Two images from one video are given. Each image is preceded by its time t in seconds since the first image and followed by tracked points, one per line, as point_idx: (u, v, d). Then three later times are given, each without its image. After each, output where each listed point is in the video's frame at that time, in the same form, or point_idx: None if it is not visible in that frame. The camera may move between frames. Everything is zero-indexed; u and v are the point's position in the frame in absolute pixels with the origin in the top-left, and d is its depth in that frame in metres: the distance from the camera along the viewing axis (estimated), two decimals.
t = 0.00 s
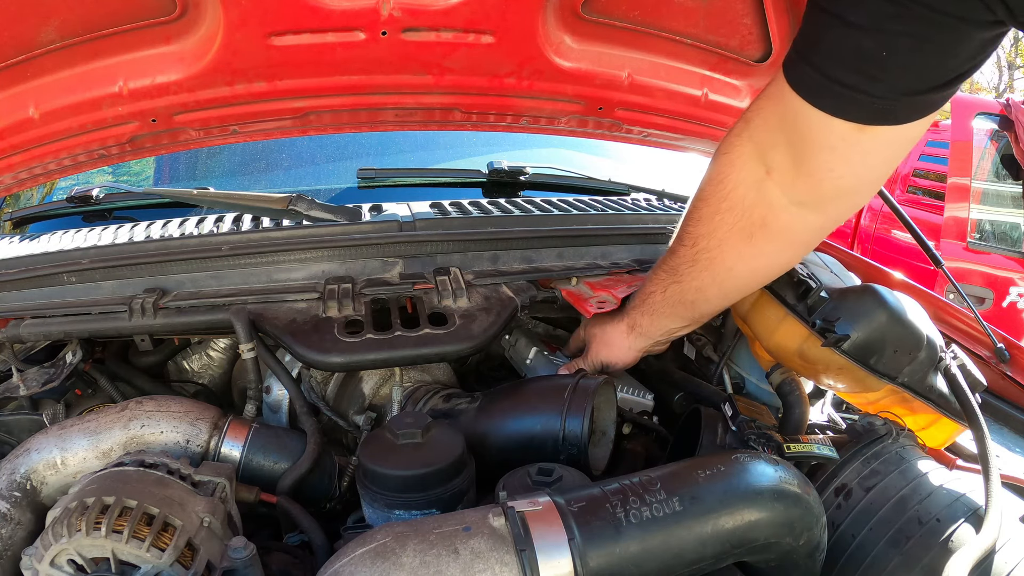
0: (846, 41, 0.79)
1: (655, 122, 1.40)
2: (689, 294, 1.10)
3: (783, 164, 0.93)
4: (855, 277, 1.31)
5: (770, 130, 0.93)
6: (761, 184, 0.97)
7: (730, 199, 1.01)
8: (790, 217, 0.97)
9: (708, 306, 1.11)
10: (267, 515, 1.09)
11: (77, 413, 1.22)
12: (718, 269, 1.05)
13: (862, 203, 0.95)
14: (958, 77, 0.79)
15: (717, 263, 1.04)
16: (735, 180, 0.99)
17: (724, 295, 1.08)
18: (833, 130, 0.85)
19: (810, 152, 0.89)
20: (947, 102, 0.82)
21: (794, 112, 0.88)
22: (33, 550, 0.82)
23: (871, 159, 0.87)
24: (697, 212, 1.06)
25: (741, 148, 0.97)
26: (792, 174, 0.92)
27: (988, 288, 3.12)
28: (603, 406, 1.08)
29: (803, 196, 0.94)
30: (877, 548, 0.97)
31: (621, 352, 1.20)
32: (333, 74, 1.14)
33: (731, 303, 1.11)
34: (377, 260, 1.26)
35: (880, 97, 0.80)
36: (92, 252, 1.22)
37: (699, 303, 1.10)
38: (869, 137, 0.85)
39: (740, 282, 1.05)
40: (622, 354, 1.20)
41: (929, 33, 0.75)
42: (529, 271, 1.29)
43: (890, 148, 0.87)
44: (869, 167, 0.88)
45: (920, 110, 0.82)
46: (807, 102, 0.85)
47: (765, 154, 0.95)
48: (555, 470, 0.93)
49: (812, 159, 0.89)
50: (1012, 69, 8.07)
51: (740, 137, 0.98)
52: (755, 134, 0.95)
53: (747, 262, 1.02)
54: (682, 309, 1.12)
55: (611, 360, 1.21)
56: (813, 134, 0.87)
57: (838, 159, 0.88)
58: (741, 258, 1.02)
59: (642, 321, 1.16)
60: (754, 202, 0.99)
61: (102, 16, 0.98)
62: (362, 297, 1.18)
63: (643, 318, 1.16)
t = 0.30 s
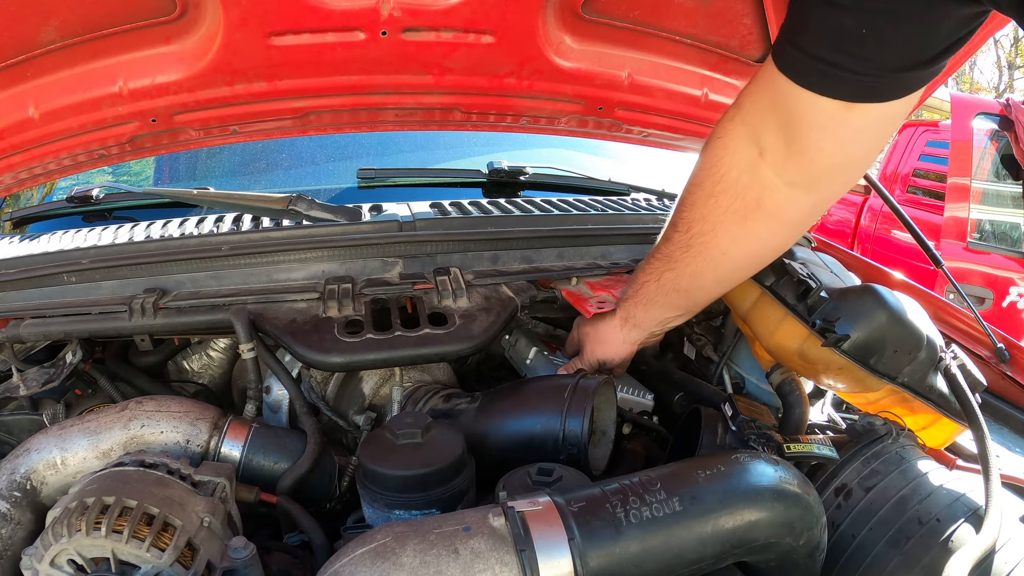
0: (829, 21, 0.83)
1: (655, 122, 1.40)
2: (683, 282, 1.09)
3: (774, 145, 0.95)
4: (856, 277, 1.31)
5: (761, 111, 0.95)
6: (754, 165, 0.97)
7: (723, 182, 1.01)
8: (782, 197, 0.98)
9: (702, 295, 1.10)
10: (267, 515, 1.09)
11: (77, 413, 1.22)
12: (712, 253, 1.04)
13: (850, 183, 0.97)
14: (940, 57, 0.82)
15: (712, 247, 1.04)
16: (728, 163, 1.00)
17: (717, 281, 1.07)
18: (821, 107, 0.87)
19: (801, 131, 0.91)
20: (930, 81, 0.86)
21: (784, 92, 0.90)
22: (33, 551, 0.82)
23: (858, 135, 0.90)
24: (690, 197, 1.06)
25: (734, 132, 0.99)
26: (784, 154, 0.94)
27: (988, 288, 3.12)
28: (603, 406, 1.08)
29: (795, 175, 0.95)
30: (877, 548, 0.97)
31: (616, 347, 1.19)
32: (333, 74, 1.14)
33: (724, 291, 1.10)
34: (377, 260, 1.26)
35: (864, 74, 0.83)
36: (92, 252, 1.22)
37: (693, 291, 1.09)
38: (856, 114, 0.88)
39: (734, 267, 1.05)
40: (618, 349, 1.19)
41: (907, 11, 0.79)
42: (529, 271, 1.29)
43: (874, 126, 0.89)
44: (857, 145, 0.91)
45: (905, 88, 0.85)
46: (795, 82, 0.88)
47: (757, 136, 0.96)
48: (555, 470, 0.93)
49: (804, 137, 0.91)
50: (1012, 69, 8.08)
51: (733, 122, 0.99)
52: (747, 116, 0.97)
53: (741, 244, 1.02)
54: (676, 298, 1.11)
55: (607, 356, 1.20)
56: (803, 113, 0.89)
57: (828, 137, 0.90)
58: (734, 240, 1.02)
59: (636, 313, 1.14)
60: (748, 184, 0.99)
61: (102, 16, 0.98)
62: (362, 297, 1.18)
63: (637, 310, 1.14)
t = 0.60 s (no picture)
0: (806, 19, 0.83)
1: (655, 122, 1.40)
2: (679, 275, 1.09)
3: (766, 136, 0.95)
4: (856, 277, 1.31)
5: (750, 103, 0.95)
6: (746, 157, 0.97)
7: (718, 174, 1.01)
8: (775, 187, 0.98)
9: (698, 287, 1.10)
10: (267, 515, 1.09)
11: (77, 413, 1.22)
12: (707, 245, 1.04)
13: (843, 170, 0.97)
14: (917, 47, 0.83)
15: (707, 239, 1.04)
16: (722, 155, 1.00)
17: (713, 272, 1.07)
18: (807, 99, 0.87)
19: (790, 122, 0.91)
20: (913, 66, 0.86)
21: (771, 85, 0.90)
22: (33, 550, 0.82)
23: (847, 123, 0.90)
24: (686, 191, 1.06)
25: (727, 124, 0.99)
26: (775, 145, 0.94)
27: (988, 288, 3.13)
28: (603, 406, 1.08)
29: (787, 165, 0.95)
30: (877, 548, 0.97)
31: (614, 345, 1.19)
32: (333, 74, 1.14)
33: (721, 282, 1.10)
34: (377, 260, 1.26)
35: (844, 67, 0.83)
36: (92, 252, 1.22)
37: (689, 283, 1.10)
38: (843, 104, 0.87)
39: (730, 258, 1.05)
40: (617, 347, 1.19)
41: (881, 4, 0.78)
42: (529, 271, 1.29)
43: (861, 113, 0.89)
44: (846, 131, 0.91)
45: (887, 79, 0.85)
46: (781, 76, 0.88)
47: (750, 128, 0.96)
48: (555, 470, 0.93)
49: (793, 128, 0.91)
50: (1012, 69, 8.09)
51: (726, 114, 0.99)
52: (738, 108, 0.97)
53: (736, 235, 1.02)
54: (672, 291, 1.11)
55: (607, 354, 1.20)
56: (791, 105, 0.89)
57: (817, 126, 0.90)
58: (729, 232, 1.02)
59: (634, 309, 1.14)
60: (742, 176, 0.99)
61: (102, 16, 0.98)
62: (362, 297, 1.18)
63: (634, 306, 1.14)
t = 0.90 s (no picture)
0: (795, 16, 0.82)
1: (656, 122, 1.40)
2: (675, 274, 1.09)
3: (754, 132, 0.93)
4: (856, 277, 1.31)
5: (737, 100, 0.94)
6: (737, 155, 0.96)
7: (709, 172, 1.01)
8: (766, 182, 0.97)
9: (695, 286, 1.10)
10: (267, 515, 1.09)
11: (77, 413, 1.22)
12: (702, 243, 1.04)
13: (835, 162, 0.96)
14: (900, 31, 0.81)
15: (700, 237, 1.04)
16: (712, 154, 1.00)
17: (709, 270, 1.07)
18: (790, 91, 0.86)
19: (777, 115, 0.89)
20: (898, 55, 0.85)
21: (756, 80, 0.89)
22: (33, 550, 0.82)
23: (833, 114, 0.88)
24: (680, 190, 1.06)
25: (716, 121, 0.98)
26: (764, 141, 0.93)
27: (988, 288, 3.12)
28: (603, 406, 1.07)
29: (776, 160, 0.94)
30: (877, 547, 0.97)
31: (615, 345, 1.19)
32: (333, 74, 1.14)
33: (719, 280, 1.10)
34: (377, 260, 1.26)
35: (826, 56, 0.82)
36: (92, 252, 1.22)
37: (685, 282, 1.09)
38: (827, 93, 0.86)
39: (725, 255, 1.05)
40: (618, 347, 1.19)
41: None
42: (529, 271, 1.29)
43: (847, 102, 0.88)
44: (834, 121, 0.89)
45: (870, 67, 0.84)
46: (764, 68, 0.87)
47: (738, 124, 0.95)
48: (555, 470, 0.93)
49: (780, 122, 0.89)
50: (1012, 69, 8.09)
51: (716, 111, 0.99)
52: (725, 106, 0.96)
53: (729, 232, 1.02)
54: (671, 290, 1.11)
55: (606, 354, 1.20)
56: (776, 99, 0.88)
57: (803, 118, 0.88)
58: (723, 229, 1.02)
59: (633, 310, 1.15)
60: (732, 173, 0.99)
61: (102, 16, 0.98)
62: (362, 297, 1.18)
63: (634, 306, 1.14)
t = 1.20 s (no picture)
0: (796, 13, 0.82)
1: (656, 122, 1.40)
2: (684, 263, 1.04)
3: (754, 102, 0.91)
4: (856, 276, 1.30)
5: (742, 76, 0.94)
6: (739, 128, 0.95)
7: (719, 152, 0.99)
8: (768, 155, 0.92)
9: (708, 278, 1.03)
10: (267, 515, 1.09)
11: (77, 413, 1.22)
12: (707, 224, 1.00)
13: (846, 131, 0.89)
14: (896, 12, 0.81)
15: (707, 218, 1.00)
16: (722, 134, 0.98)
17: (718, 255, 1.01)
18: (781, 48, 0.84)
19: (772, 78, 0.87)
20: (903, 19, 0.81)
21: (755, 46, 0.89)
22: (33, 550, 0.82)
23: (830, 75, 0.84)
24: (698, 179, 1.04)
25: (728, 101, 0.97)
26: (761, 109, 0.90)
27: (988, 288, 3.15)
28: (603, 405, 1.07)
29: (774, 128, 0.90)
30: (877, 547, 0.97)
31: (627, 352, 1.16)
32: (333, 74, 1.14)
33: (731, 273, 1.02)
34: (377, 260, 1.26)
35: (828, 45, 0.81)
36: (92, 252, 1.22)
37: (696, 272, 1.03)
38: (820, 51, 0.82)
39: (732, 238, 0.98)
40: (626, 348, 1.16)
41: None
42: (529, 271, 1.29)
43: (846, 63, 0.83)
44: (833, 85, 0.85)
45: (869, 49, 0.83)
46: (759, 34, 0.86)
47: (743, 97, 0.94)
48: (555, 470, 0.93)
49: (773, 84, 0.87)
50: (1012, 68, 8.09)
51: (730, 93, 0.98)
52: (734, 85, 0.96)
53: (732, 210, 0.97)
54: (679, 281, 1.05)
55: (615, 356, 1.18)
56: (770, 60, 0.86)
57: (797, 79, 0.85)
58: (725, 207, 0.98)
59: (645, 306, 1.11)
60: (737, 148, 0.96)
61: (102, 16, 0.98)
62: (362, 297, 1.18)
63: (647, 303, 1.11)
